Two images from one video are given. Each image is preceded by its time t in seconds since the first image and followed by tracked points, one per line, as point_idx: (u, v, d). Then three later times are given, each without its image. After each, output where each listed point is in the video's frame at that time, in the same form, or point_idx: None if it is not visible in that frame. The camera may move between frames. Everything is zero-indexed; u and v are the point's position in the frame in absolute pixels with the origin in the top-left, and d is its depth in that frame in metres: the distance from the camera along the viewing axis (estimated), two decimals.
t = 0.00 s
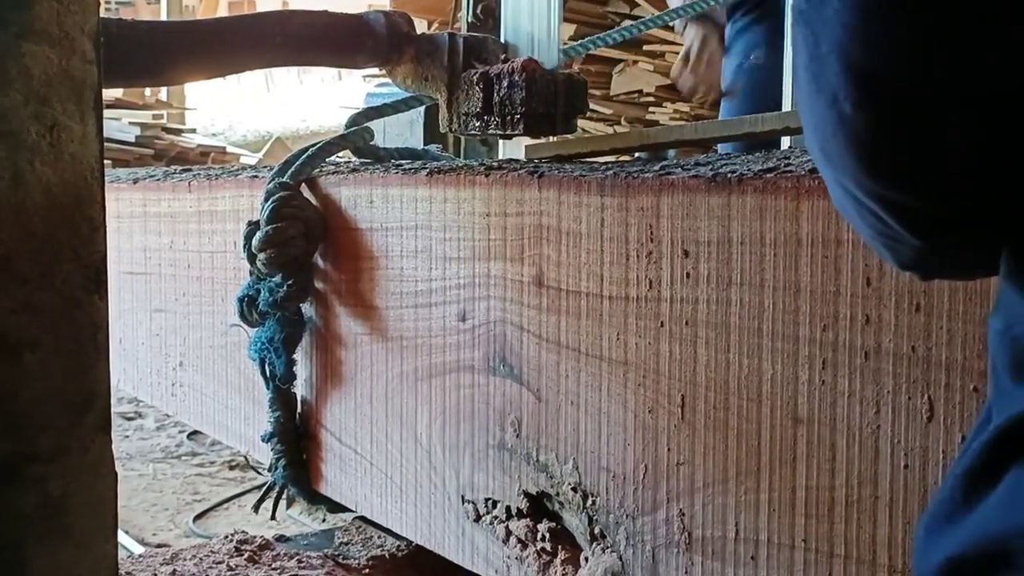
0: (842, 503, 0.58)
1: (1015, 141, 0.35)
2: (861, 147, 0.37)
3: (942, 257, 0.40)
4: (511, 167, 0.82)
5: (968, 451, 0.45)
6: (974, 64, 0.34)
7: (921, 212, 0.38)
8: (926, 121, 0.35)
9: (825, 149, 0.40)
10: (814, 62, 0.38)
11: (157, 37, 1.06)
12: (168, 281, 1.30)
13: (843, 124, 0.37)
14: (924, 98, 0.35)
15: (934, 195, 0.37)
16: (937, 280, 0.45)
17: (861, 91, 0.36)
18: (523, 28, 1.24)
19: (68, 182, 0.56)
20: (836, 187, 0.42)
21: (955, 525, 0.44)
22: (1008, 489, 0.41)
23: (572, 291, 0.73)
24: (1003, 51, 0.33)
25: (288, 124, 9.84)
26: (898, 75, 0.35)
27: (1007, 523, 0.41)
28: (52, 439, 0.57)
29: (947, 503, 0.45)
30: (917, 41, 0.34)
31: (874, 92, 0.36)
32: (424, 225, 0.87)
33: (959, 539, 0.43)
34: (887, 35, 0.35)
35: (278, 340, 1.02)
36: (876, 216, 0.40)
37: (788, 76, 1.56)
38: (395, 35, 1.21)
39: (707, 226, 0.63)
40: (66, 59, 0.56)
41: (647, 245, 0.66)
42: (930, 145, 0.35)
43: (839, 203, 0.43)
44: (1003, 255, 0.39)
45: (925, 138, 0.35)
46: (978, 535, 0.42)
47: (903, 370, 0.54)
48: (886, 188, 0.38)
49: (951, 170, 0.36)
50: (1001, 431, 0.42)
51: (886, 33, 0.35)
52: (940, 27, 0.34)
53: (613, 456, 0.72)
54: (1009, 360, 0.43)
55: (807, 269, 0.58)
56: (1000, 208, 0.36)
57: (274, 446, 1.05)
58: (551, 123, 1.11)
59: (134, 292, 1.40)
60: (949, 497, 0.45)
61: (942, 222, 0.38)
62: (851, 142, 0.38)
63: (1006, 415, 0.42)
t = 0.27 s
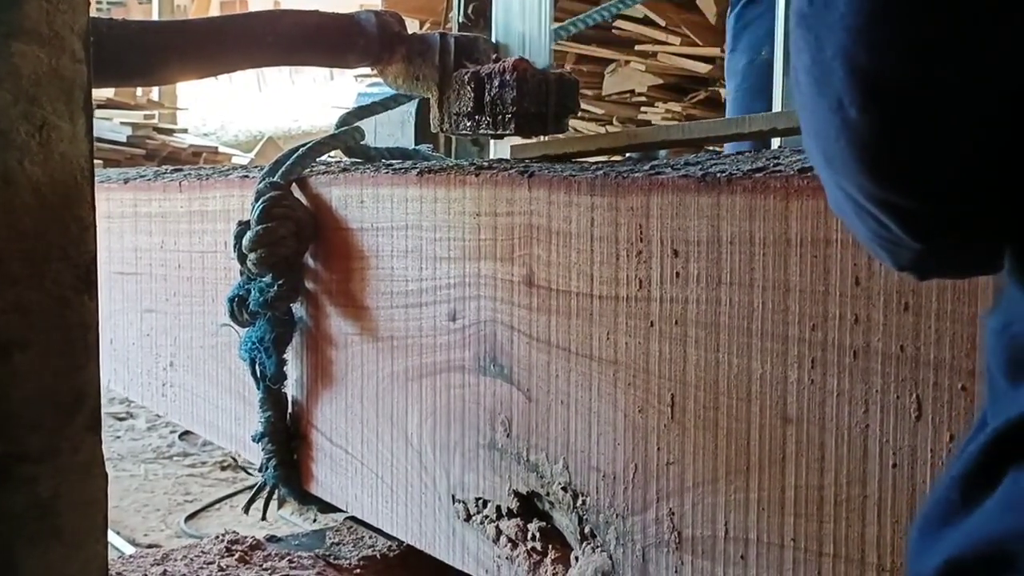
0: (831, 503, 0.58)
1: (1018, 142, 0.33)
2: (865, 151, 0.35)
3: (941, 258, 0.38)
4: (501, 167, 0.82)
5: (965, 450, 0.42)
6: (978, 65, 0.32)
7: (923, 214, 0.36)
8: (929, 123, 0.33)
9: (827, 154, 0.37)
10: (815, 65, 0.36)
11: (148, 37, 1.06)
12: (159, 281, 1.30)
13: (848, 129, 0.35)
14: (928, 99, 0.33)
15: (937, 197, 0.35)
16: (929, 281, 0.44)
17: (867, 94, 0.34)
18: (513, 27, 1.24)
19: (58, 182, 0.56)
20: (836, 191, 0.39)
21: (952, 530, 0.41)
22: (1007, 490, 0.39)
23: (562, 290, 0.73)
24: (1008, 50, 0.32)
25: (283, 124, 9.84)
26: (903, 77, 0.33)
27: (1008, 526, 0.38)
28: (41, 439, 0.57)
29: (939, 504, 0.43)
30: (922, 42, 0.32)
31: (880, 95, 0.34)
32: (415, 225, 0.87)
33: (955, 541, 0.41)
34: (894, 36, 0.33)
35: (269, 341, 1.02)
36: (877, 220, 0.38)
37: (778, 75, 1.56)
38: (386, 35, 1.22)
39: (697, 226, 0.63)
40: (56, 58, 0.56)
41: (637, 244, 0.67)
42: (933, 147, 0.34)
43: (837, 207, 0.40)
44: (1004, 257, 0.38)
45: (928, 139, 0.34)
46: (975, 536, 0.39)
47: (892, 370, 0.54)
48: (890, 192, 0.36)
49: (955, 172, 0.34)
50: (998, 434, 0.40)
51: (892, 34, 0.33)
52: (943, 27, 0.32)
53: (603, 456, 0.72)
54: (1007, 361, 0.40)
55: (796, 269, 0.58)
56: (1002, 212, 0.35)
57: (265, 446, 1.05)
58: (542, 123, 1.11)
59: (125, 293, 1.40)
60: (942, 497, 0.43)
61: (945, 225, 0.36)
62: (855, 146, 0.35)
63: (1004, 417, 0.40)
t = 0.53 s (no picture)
0: (827, 503, 0.58)
1: (1017, 143, 0.33)
2: (864, 153, 0.35)
3: (939, 258, 0.38)
4: (498, 168, 0.82)
5: (958, 452, 0.43)
6: (978, 66, 0.32)
7: (922, 215, 0.36)
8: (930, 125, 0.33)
9: (827, 157, 0.37)
10: (816, 67, 0.36)
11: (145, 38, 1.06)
12: (156, 282, 1.30)
13: (847, 131, 0.35)
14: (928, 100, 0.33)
15: (936, 198, 0.35)
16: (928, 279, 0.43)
17: (867, 95, 0.34)
18: (510, 28, 1.24)
19: (56, 183, 0.56)
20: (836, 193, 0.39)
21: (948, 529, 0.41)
22: (1000, 489, 0.39)
23: (559, 291, 0.73)
24: (1008, 52, 0.32)
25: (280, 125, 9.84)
26: (904, 79, 0.33)
27: (1000, 526, 0.38)
28: (39, 439, 0.57)
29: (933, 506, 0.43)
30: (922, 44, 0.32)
31: (880, 97, 0.34)
32: (412, 226, 0.87)
33: (948, 541, 0.41)
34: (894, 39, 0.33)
35: (266, 341, 1.02)
36: (875, 221, 0.38)
37: (775, 77, 1.57)
38: (384, 36, 1.22)
39: (694, 227, 0.63)
40: (54, 59, 0.56)
41: (635, 245, 0.67)
42: (933, 148, 0.34)
43: (836, 208, 0.40)
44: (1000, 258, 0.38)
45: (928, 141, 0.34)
46: (968, 536, 0.40)
47: (888, 370, 0.54)
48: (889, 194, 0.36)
49: (954, 173, 0.34)
50: (991, 434, 0.40)
51: (893, 36, 0.33)
52: (943, 28, 0.32)
53: (600, 456, 0.72)
54: (1000, 363, 0.41)
55: (793, 270, 0.58)
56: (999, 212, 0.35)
57: (263, 447, 1.06)
58: (539, 124, 1.12)
59: (122, 294, 1.40)
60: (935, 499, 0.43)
61: (943, 225, 0.36)
62: (854, 148, 0.35)
63: (997, 418, 0.40)
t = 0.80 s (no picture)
0: (828, 504, 0.58)
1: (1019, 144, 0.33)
2: (863, 153, 0.35)
3: (938, 258, 0.38)
4: (498, 169, 0.82)
5: (954, 452, 0.43)
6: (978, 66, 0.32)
7: (923, 214, 0.36)
8: (930, 124, 0.33)
9: (825, 156, 0.37)
10: (813, 67, 0.36)
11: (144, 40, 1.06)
12: (156, 283, 1.30)
13: (846, 130, 0.35)
14: (927, 99, 0.33)
15: (937, 197, 0.35)
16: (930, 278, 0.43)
17: (866, 95, 0.34)
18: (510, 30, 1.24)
19: (56, 184, 0.56)
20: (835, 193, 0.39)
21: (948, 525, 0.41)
22: (998, 488, 0.39)
23: (560, 292, 0.73)
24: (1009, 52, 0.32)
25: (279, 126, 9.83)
26: (904, 77, 0.33)
27: (996, 524, 0.38)
28: (39, 441, 0.56)
29: (930, 505, 0.43)
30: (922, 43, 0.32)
31: (880, 96, 0.34)
32: (412, 227, 0.87)
33: (946, 540, 0.41)
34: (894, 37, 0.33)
35: (266, 342, 1.02)
36: (875, 221, 0.37)
37: (776, 77, 1.56)
38: (384, 36, 1.22)
39: (694, 227, 0.63)
40: (53, 60, 0.56)
41: (635, 246, 0.67)
42: (933, 148, 0.34)
43: (835, 209, 0.40)
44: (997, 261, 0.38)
45: (928, 139, 0.34)
46: (965, 535, 0.40)
47: (889, 371, 0.54)
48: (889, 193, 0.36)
49: (955, 172, 0.34)
50: (987, 432, 0.40)
51: (892, 34, 0.33)
52: (942, 28, 0.32)
53: (600, 457, 0.72)
54: (997, 362, 0.41)
55: (794, 271, 0.58)
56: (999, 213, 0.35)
57: (263, 448, 1.06)
58: (539, 124, 1.12)
59: (122, 294, 1.40)
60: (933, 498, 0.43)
61: (944, 224, 0.36)
62: (854, 148, 0.35)
63: (994, 416, 0.40)
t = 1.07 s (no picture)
0: (830, 505, 0.58)
1: None
2: (870, 151, 0.35)
3: (941, 258, 0.37)
4: (499, 169, 0.82)
5: (962, 453, 0.42)
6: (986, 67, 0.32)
7: (929, 213, 0.35)
8: (938, 122, 0.33)
9: (832, 152, 0.37)
10: (821, 62, 0.36)
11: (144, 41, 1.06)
12: (156, 284, 1.30)
13: (853, 128, 0.35)
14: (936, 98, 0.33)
15: (943, 196, 0.34)
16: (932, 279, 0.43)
17: (874, 92, 0.34)
18: (509, 31, 1.24)
19: (55, 185, 0.56)
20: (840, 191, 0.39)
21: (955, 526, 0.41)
22: (1005, 489, 0.39)
23: (561, 293, 0.73)
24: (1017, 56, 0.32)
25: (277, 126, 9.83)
26: (914, 76, 0.33)
27: (1004, 525, 0.38)
28: (39, 442, 0.56)
29: (937, 505, 0.43)
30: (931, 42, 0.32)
31: (888, 93, 0.34)
32: (413, 227, 0.87)
33: (953, 540, 0.41)
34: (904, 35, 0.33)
35: (266, 343, 1.02)
36: (880, 218, 0.37)
37: (778, 78, 1.56)
38: (384, 37, 1.22)
39: (695, 228, 0.63)
40: (53, 60, 0.56)
41: (636, 247, 0.67)
42: (941, 147, 0.33)
43: (839, 207, 0.40)
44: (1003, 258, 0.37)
45: (936, 138, 0.33)
46: (972, 535, 0.40)
47: (891, 372, 0.54)
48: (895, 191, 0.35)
49: (962, 172, 0.34)
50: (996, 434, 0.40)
51: (902, 32, 0.33)
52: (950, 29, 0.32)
53: (602, 458, 0.72)
54: (1004, 363, 0.40)
55: (795, 272, 0.58)
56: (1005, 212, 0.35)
57: (263, 449, 1.05)
58: (539, 125, 1.12)
59: (122, 295, 1.40)
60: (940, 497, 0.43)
61: (950, 223, 0.35)
62: (860, 146, 0.35)
63: (1002, 418, 0.40)
